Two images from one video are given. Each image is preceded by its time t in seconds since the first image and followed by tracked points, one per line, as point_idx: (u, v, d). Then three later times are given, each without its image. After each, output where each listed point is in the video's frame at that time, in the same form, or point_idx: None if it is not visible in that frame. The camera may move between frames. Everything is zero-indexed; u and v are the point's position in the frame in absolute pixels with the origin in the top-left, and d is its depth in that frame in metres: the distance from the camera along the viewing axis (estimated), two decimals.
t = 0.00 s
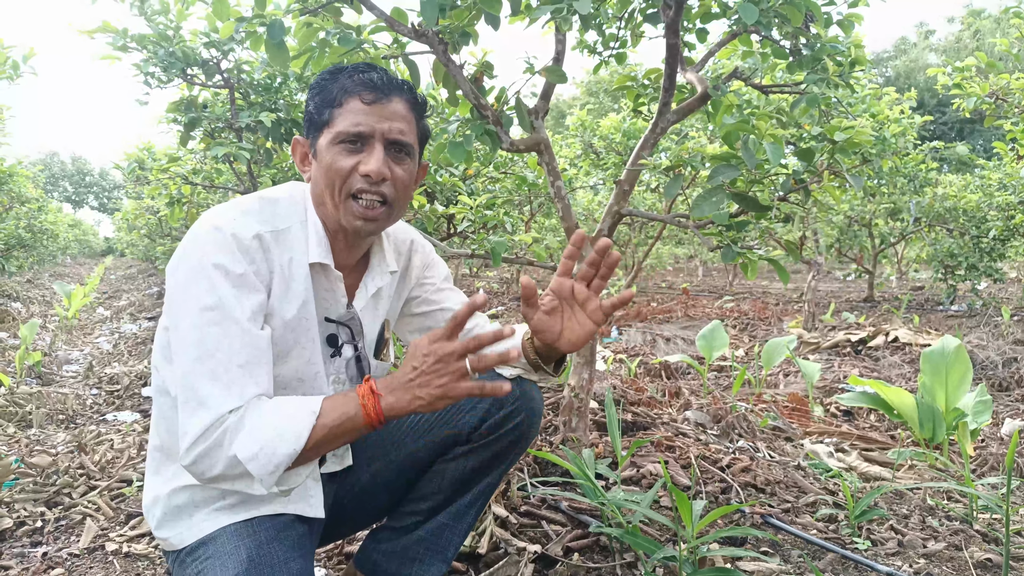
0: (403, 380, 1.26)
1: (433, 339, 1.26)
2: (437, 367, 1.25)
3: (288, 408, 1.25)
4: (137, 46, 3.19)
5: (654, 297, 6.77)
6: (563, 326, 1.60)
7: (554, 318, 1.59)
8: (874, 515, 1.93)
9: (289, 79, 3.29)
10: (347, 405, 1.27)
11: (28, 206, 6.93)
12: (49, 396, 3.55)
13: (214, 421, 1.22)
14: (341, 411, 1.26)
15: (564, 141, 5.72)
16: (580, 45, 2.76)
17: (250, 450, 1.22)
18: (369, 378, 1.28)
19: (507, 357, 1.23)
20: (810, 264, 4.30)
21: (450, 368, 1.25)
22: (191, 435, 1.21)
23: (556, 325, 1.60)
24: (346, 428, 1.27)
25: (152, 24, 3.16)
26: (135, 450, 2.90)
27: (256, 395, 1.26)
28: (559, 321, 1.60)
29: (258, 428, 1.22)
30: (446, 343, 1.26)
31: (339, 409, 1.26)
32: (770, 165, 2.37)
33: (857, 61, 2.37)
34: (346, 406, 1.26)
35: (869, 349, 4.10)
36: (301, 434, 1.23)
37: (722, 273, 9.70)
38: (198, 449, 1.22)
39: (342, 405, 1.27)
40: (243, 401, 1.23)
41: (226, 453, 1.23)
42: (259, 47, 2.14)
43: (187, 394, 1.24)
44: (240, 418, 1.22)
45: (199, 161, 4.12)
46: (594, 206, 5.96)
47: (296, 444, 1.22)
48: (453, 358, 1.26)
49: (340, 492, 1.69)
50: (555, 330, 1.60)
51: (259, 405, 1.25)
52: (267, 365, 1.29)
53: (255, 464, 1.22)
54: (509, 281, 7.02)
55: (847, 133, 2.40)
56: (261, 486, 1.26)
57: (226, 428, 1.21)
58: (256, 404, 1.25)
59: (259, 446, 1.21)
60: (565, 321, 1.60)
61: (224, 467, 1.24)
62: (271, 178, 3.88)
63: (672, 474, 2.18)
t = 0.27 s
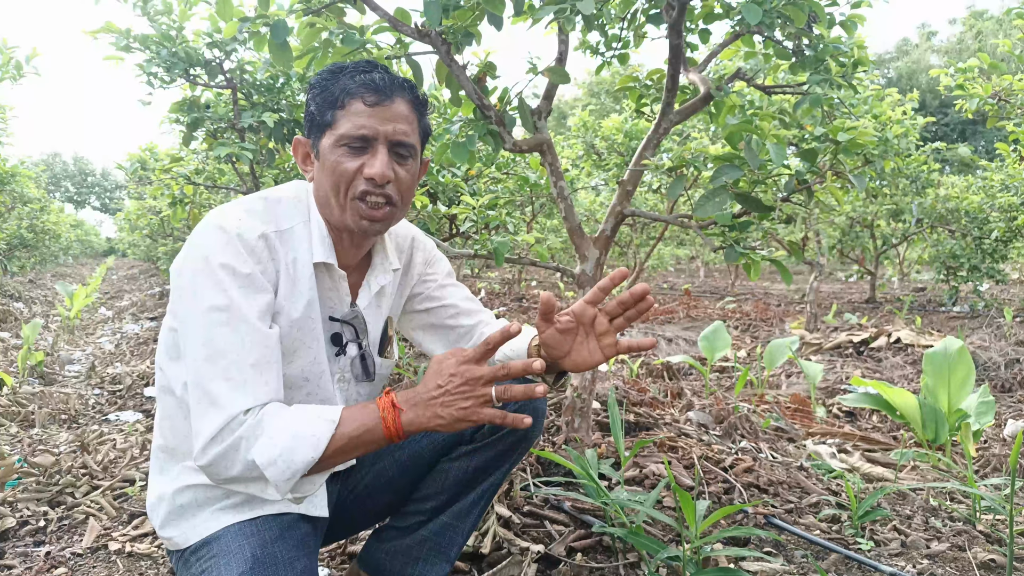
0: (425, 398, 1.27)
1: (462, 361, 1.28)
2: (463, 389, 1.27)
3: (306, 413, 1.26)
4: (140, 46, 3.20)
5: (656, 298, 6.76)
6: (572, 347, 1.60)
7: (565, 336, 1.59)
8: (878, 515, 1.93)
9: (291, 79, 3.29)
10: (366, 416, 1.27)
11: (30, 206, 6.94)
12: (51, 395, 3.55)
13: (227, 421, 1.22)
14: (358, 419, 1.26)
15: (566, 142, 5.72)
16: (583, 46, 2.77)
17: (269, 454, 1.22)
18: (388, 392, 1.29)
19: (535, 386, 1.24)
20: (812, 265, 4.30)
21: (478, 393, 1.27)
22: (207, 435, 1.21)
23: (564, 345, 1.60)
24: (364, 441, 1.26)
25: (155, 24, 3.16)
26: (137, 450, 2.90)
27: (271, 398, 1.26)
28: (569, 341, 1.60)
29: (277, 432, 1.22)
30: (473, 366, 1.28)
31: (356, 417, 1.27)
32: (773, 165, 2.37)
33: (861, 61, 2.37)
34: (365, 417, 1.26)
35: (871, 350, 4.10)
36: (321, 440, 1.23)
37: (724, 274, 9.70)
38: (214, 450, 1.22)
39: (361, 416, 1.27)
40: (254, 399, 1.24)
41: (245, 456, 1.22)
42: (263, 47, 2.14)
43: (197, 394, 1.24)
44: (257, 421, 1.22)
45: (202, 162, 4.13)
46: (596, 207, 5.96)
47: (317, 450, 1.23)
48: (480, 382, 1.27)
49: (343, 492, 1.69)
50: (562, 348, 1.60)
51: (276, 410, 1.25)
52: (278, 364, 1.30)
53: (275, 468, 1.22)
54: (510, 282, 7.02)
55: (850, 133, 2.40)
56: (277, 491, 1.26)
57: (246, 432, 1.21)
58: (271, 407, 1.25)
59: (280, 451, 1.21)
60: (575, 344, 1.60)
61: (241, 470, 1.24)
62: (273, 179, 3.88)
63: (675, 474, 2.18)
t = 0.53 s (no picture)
0: (398, 472, 1.18)
1: (445, 448, 1.17)
2: (436, 479, 1.16)
3: (276, 445, 1.23)
4: (143, 44, 3.20)
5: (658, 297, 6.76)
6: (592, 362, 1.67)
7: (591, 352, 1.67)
8: (881, 514, 1.93)
9: (294, 77, 3.29)
10: (335, 471, 1.21)
11: (34, 204, 6.94)
12: (55, 393, 3.56)
13: (203, 425, 1.22)
14: (328, 470, 1.21)
15: (569, 140, 5.71)
16: (586, 44, 2.76)
17: (232, 476, 1.21)
18: (365, 454, 1.22)
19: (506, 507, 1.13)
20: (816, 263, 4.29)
21: (450, 486, 1.16)
22: (177, 437, 1.21)
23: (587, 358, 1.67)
24: (326, 493, 1.22)
25: (158, 22, 3.16)
26: (141, 447, 2.90)
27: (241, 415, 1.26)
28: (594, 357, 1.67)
29: (244, 450, 1.22)
30: (455, 459, 1.17)
31: (327, 467, 1.22)
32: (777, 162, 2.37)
33: (865, 59, 2.36)
34: (334, 471, 1.21)
35: (874, 348, 4.09)
36: (282, 477, 1.20)
37: (727, 273, 9.69)
38: (183, 456, 1.22)
39: (331, 469, 1.22)
40: (230, 408, 1.23)
41: (207, 469, 1.22)
42: (266, 45, 2.13)
43: (177, 394, 1.25)
44: (228, 437, 1.22)
45: (205, 160, 4.13)
46: (598, 205, 5.96)
47: (277, 487, 1.20)
48: (455, 480, 1.16)
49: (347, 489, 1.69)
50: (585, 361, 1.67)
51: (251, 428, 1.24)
52: (260, 372, 1.29)
53: (231, 491, 1.22)
54: (513, 280, 7.02)
55: (854, 130, 2.39)
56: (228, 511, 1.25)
57: (215, 447, 1.21)
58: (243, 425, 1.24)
59: (242, 473, 1.21)
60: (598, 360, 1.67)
61: (202, 481, 1.24)
62: (276, 177, 3.88)
63: (678, 472, 2.18)
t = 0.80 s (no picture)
0: None
1: None
2: None
3: (226, 496, 1.24)
4: (143, 44, 3.20)
5: (659, 297, 6.75)
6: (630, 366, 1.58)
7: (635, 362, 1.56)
8: (883, 513, 1.93)
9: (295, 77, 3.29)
10: (265, 558, 1.25)
11: (34, 203, 6.94)
12: (55, 393, 3.56)
13: (166, 427, 1.26)
14: (259, 554, 1.25)
15: (569, 140, 5.71)
16: (587, 43, 2.77)
17: (181, 506, 1.23)
18: (296, 565, 1.27)
19: None
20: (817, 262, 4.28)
21: None
22: (139, 438, 1.25)
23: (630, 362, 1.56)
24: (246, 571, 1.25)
25: (158, 21, 3.17)
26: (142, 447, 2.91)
27: (197, 432, 1.27)
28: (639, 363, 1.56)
29: (195, 483, 1.24)
30: None
31: (260, 552, 1.25)
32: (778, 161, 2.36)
33: (866, 58, 2.36)
34: (263, 558, 1.25)
35: (875, 348, 4.08)
36: (219, 533, 1.22)
37: (727, 273, 9.68)
38: (143, 460, 1.26)
39: (263, 552, 1.25)
40: (190, 413, 1.26)
41: (157, 485, 1.25)
42: (267, 44, 2.14)
43: (149, 391, 1.28)
44: (184, 466, 1.24)
45: (206, 159, 4.13)
46: (599, 205, 5.95)
47: (211, 541, 1.22)
48: None
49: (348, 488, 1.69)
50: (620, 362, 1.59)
51: (210, 462, 1.25)
52: (227, 376, 1.30)
53: (171, 520, 1.24)
54: (513, 279, 7.01)
55: (855, 129, 2.39)
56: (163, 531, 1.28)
57: (172, 472, 1.23)
58: (203, 449, 1.26)
59: (185, 510, 1.23)
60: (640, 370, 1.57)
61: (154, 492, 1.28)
62: (277, 176, 3.88)
63: (680, 472, 2.18)
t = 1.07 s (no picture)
0: None
1: None
2: None
3: (239, 502, 1.28)
4: (145, 46, 3.21)
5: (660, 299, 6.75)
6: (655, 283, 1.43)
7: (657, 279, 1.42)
8: (885, 515, 1.92)
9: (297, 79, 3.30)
10: (274, 564, 1.29)
11: (36, 205, 6.96)
12: (57, 395, 3.56)
13: (176, 424, 1.29)
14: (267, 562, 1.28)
15: (570, 142, 5.72)
16: (588, 45, 2.77)
17: (194, 510, 1.27)
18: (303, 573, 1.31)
19: None
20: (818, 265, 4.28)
21: None
22: (151, 437, 1.28)
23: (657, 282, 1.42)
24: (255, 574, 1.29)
25: (160, 24, 3.18)
26: (143, 449, 2.91)
27: (209, 433, 1.30)
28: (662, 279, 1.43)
29: (208, 488, 1.27)
30: None
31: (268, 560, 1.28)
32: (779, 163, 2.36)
33: (866, 60, 2.36)
34: (272, 564, 1.29)
35: (877, 350, 4.08)
36: (231, 539, 1.26)
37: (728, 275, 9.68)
38: (157, 459, 1.30)
39: (272, 559, 1.29)
40: (198, 409, 1.28)
41: (169, 487, 1.29)
42: (268, 46, 2.14)
43: (155, 389, 1.31)
44: (197, 470, 1.27)
45: (207, 161, 4.13)
46: (600, 207, 5.96)
47: (223, 546, 1.26)
48: None
49: (349, 489, 1.69)
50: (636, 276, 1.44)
51: (223, 466, 1.29)
52: (230, 371, 1.32)
53: (184, 523, 1.28)
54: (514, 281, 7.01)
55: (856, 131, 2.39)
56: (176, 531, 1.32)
57: (186, 476, 1.27)
58: (216, 453, 1.29)
59: (199, 514, 1.27)
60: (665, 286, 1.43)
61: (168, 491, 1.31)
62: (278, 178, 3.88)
63: (681, 473, 2.17)
